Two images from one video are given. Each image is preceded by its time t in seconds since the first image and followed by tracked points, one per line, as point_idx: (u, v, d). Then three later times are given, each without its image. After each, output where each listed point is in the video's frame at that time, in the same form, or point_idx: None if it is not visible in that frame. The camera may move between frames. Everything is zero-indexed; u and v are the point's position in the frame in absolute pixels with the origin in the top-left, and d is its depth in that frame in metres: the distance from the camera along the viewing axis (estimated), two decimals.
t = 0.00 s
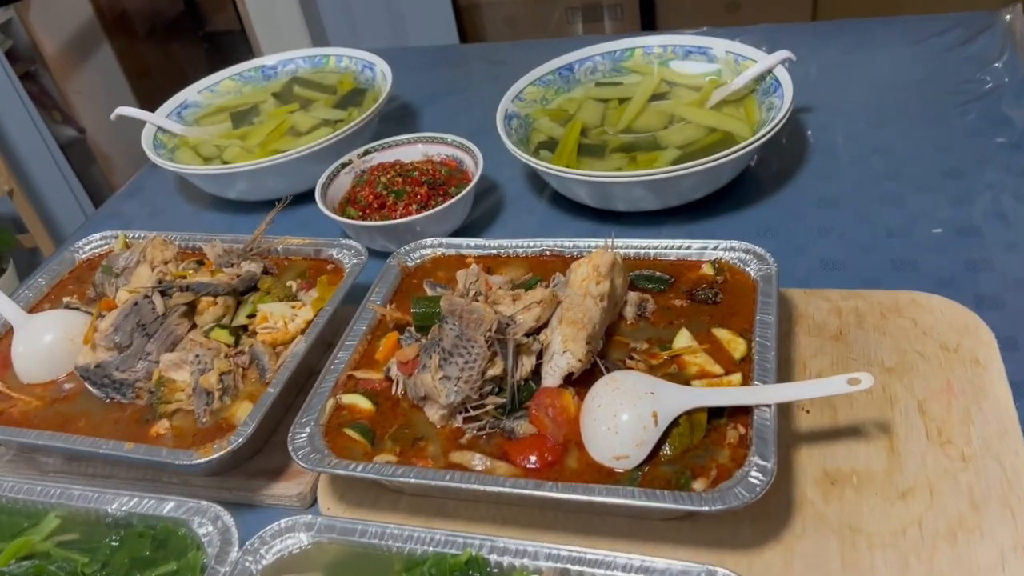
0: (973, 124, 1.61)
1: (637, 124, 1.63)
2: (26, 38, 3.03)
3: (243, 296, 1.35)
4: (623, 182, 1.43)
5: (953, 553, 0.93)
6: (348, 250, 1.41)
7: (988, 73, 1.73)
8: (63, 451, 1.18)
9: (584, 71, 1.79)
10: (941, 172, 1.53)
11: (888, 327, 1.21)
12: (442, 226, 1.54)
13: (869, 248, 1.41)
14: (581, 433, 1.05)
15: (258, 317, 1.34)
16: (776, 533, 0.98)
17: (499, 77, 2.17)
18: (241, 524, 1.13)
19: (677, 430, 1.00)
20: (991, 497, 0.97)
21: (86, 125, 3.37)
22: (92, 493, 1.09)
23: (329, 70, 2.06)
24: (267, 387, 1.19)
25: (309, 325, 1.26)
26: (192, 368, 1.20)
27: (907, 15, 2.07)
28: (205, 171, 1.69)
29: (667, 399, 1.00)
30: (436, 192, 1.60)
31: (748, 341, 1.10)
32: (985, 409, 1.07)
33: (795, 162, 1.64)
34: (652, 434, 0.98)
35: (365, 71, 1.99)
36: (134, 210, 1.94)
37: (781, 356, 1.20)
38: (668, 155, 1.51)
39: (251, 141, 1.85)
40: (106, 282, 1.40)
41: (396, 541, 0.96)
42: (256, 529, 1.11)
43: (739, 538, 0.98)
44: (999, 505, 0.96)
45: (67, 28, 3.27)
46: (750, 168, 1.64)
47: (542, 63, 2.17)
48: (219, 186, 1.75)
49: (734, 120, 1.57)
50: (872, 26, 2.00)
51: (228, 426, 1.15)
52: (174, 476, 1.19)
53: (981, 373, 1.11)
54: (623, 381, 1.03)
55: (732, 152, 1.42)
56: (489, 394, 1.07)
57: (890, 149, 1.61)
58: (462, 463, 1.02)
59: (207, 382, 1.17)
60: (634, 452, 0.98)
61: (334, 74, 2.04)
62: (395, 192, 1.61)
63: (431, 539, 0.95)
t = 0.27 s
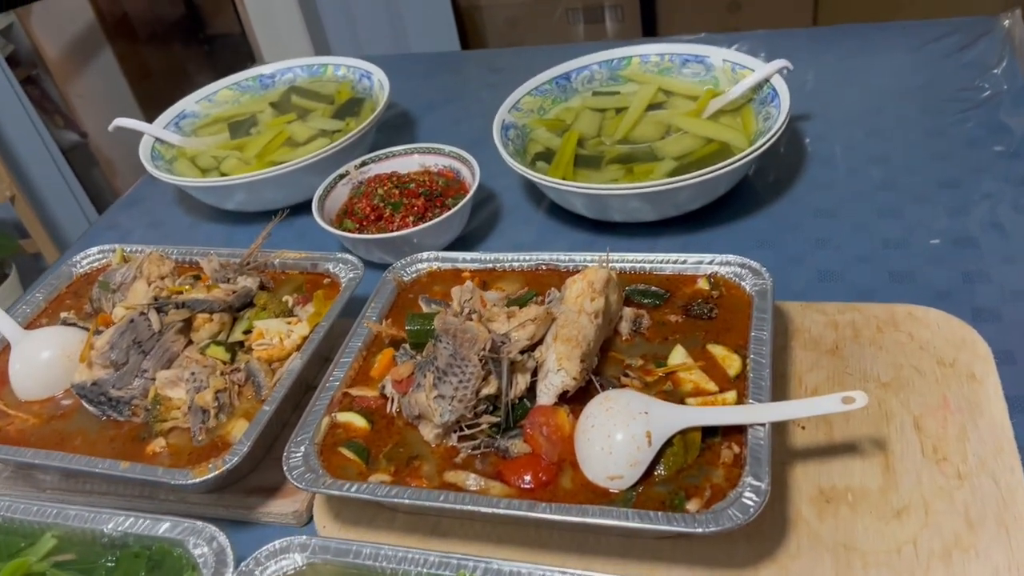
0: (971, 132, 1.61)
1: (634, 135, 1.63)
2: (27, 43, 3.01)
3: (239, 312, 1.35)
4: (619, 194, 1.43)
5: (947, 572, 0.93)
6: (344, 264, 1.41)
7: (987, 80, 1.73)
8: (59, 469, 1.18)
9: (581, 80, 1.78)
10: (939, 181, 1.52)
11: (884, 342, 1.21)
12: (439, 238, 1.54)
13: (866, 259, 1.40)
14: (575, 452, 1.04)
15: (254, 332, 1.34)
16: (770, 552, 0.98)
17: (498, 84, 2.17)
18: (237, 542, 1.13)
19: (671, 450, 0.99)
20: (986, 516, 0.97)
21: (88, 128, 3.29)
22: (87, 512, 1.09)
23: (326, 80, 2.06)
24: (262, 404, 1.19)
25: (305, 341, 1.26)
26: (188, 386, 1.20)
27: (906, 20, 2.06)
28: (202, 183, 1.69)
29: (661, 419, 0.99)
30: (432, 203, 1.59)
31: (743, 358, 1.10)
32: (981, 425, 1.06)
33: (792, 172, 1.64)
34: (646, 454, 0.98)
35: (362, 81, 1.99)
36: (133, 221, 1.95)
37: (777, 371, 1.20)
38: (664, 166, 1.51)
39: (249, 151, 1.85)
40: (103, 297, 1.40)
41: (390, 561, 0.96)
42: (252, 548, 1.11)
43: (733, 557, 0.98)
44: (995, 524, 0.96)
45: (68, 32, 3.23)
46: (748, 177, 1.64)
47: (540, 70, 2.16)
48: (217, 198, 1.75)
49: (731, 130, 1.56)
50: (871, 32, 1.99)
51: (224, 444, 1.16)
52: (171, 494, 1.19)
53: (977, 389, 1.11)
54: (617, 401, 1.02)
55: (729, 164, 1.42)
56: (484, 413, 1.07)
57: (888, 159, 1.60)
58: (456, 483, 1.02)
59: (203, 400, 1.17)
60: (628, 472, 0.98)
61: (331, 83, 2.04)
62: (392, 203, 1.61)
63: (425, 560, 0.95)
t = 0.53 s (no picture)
0: (967, 138, 1.63)
1: (634, 141, 1.65)
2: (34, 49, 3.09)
3: (247, 318, 1.38)
4: (619, 200, 1.45)
5: (938, 572, 0.95)
6: (349, 270, 1.44)
7: (984, 84, 1.75)
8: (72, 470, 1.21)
9: (582, 87, 1.81)
10: (935, 186, 1.54)
11: (880, 345, 1.23)
12: (442, 244, 1.57)
13: (863, 264, 1.42)
14: (575, 455, 1.07)
15: (262, 337, 1.37)
16: (766, 552, 1.00)
17: (500, 90, 2.20)
18: (246, 543, 1.16)
19: (669, 453, 1.02)
20: (977, 516, 0.99)
21: (95, 133, 3.34)
22: (100, 514, 1.12)
23: (331, 87, 2.09)
24: (270, 409, 1.22)
25: (311, 347, 1.29)
26: (197, 392, 1.23)
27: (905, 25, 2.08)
28: (210, 191, 1.72)
29: (659, 422, 1.02)
30: (436, 210, 1.62)
31: (740, 362, 1.12)
32: (974, 428, 1.09)
33: (791, 177, 1.66)
34: (644, 457, 1.00)
35: (367, 88, 2.02)
36: (142, 227, 1.98)
37: (773, 374, 1.22)
38: (664, 173, 1.53)
39: (256, 159, 1.88)
40: (113, 304, 1.43)
41: (395, 562, 0.99)
42: (261, 549, 1.14)
43: (730, 558, 1.00)
44: (986, 524, 0.98)
45: (75, 38, 3.24)
46: (747, 183, 1.66)
47: (542, 76, 2.19)
48: (224, 205, 1.78)
49: (730, 137, 1.58)
50: (870, 37, 2.01)
51: (232, 448, 1.18)
52: (180, 496, 1.22)
53: (970, 392, 1.13)
54: (616, 405, 1.05)
55: (728, 170, 1.44)
56: (486, 417, 1.10)
57: (885, 164, 1.63)
58: (459, 485, 1.05)
59: (212, 405, 1.20)
60: (626, 474, 1.00)
61: (336, 91, 2.07)
62: (396, 210, 1.64)
63: (428, 561, 0.98)
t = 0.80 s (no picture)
0: (966, 143, 1.67)
1: (641, 148, 1.69)
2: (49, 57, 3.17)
3: (266, 320, 1.42)
4: (627, 206, 1.50)
5: (935, 562, 0.99)
6: (365, 273, 1.49)
7: (984, 91, 1.79)
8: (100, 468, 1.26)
9: (589, 94, 1.85)
10: (935, 191, 1.58)
11: (880, 346, 1.27)
12: (454, 249, 1.61)
13: (865, 267, 1.46)
14: (586, 451, 1.11)
15: (281, 339, 1.42)
16: (770, 544, 1.04)
17: (509, 97, 2.24)
18: (268, 537, 1.20)
19: (676, 449, 1.06)
20: (972, 510, 1.03)
21: (107, 137, 3.49)
22: (129, 509, 1.17)
23: (344, 95, 2.14)
24: (290, 408, 1.26)
25: (329, 347, 1.34)
26: (221, 392, 1.28)
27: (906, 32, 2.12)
28: (228, 197, 1.77)
29: (667, 420, 1.06)
30: (448, 215, 1.67)
31: (744, 362, 1.17)
32: (970, 425, 1.13)
33: (794, 182, 1.70)
34: (652, 453, 1.04)
35: (379, 96, 2.07)
36: (161, 232, 2.03)
37: (777, 374, 1.26)
38: (670, 178, 1.57)
39: (271, 166, 1.93)
40: (137, 307, 1.48)
41: (414, 554, 1.03)
42: (283, 543, 1.18)
43: (736, 551, 1.04)
44: (980, 517, 1.02)
45: (89, 44, 3.36)
46: (751, 188, 1.70)
47: (550, 83, 2.24)
48: (242, 211, 1.83)
49: (734, 143, 1.63)
50: (872, 44, 2.05)
51: (255, 445, 1.23)
52: (204, 492, 1.26)
53: (967, 391, 1.17)
54: (625, 404, 1.09)
55: (732, 176, 1.48)
56: (499, 415, 1.14)
57: (886, 169, 1.67)
58: (474, 480, 1.09)
59: (235, 404, 1.25)
60: (635, 470, 1.04)
61: (349, 98, 2.12)
62: (409, 216, 1.69)
63: (445, 553, 1.02)
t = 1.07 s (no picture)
0: (964, 151, 1.71)
1: (647, 155, 1.74)
2: (64, 65, 3.24)
3: (285, 322, 1.48)
4: (633, 211, 1.55)
5: (928, 552, 1.03)
6: (380, 277, 1.54)
7: (982, 99, 1.83)
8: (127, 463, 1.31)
9: (596, 103, 1.91)
10: (933, 197, 1.63)
11: (878, 346, 1.31)
12: (466, 253, 1.66)
13: (864, 271, 1.51)
14: (593, 446, 1.16)
15: (300, 340, 1.47)
16: (770, 535, 1.09)
17: (518, 106, 2.30)
18: (289, 530, 1.25)
19: (680, 444, 1.11)
20: (964, 502, 1.07)
21: (121, 145, 3.57)
22: (156, 502, 1.22)
23: (358, 104, 2.20)
24: (310, 405, 1.32)
25: (346, 347, 1.39)
26: (243, 389, 1.33)
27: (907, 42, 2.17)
28: (247, 204, 1.83)
29: (671, 415, 1.11)
30: (460, 220, 1.72)
31: (745, 361, 1.21)
32: (964, 422, 1.17)
33: (796, 188, 1.75)
34: (657, 447, 1.09)
35: (392, 105, 2.13)
36: (180, 237, 2.09)
37: (778, 373, 1.31)
38: (674, 185, 1.62)
39: (288, 173, 1.99)
40: (160, 309, 1.54)
41: (429, 543, 1.08)
42: (303, 535, 1.23)
43: (738, 542, 1.09)
44: (972, 510, 1.06)
45: (104, 55, 3.43)
46: (754, 194, 1.75)
47: (558, 92, 2.29)
48: (259, 217, 1.89)
49: (737, 150, 1.67)
50: (873, 53, 2.10)
51: (276, 441, 1.28)
52: (227, 486, 1.31)
53: (961, 389, 1.21)
54: (631, 400, 1.14)
55: (735, 182, 1.53)
56: (510, 411, 1.19)
57: (886, 176, 1.71)
58: (486, 474, 1.14)
59: (257, 401, 1.30)
60: (640, 463, 1.09)
61: (362, 107, 2.18)
62: (422, 221, 1.74)
63: (459, 542, 1.07)
